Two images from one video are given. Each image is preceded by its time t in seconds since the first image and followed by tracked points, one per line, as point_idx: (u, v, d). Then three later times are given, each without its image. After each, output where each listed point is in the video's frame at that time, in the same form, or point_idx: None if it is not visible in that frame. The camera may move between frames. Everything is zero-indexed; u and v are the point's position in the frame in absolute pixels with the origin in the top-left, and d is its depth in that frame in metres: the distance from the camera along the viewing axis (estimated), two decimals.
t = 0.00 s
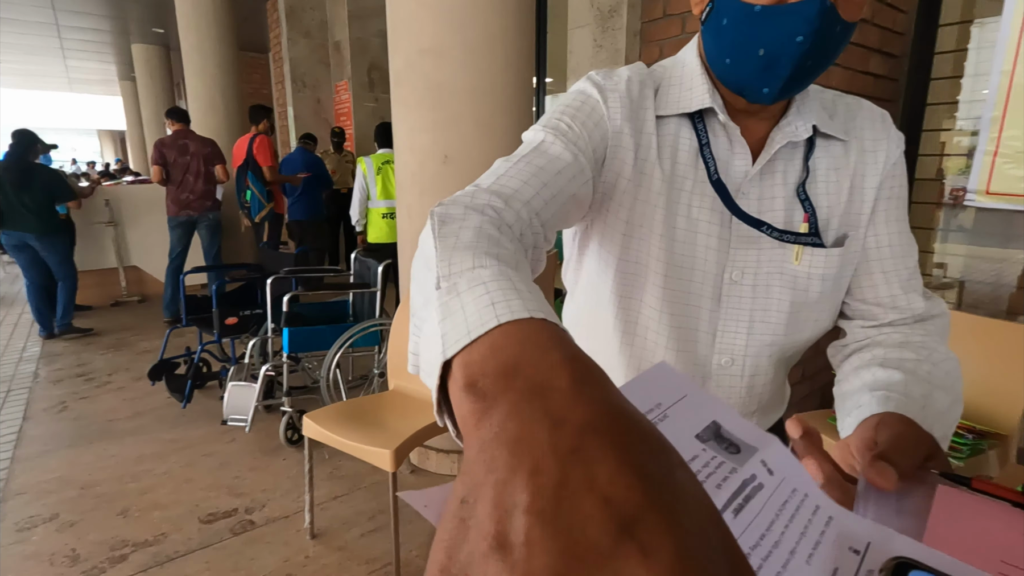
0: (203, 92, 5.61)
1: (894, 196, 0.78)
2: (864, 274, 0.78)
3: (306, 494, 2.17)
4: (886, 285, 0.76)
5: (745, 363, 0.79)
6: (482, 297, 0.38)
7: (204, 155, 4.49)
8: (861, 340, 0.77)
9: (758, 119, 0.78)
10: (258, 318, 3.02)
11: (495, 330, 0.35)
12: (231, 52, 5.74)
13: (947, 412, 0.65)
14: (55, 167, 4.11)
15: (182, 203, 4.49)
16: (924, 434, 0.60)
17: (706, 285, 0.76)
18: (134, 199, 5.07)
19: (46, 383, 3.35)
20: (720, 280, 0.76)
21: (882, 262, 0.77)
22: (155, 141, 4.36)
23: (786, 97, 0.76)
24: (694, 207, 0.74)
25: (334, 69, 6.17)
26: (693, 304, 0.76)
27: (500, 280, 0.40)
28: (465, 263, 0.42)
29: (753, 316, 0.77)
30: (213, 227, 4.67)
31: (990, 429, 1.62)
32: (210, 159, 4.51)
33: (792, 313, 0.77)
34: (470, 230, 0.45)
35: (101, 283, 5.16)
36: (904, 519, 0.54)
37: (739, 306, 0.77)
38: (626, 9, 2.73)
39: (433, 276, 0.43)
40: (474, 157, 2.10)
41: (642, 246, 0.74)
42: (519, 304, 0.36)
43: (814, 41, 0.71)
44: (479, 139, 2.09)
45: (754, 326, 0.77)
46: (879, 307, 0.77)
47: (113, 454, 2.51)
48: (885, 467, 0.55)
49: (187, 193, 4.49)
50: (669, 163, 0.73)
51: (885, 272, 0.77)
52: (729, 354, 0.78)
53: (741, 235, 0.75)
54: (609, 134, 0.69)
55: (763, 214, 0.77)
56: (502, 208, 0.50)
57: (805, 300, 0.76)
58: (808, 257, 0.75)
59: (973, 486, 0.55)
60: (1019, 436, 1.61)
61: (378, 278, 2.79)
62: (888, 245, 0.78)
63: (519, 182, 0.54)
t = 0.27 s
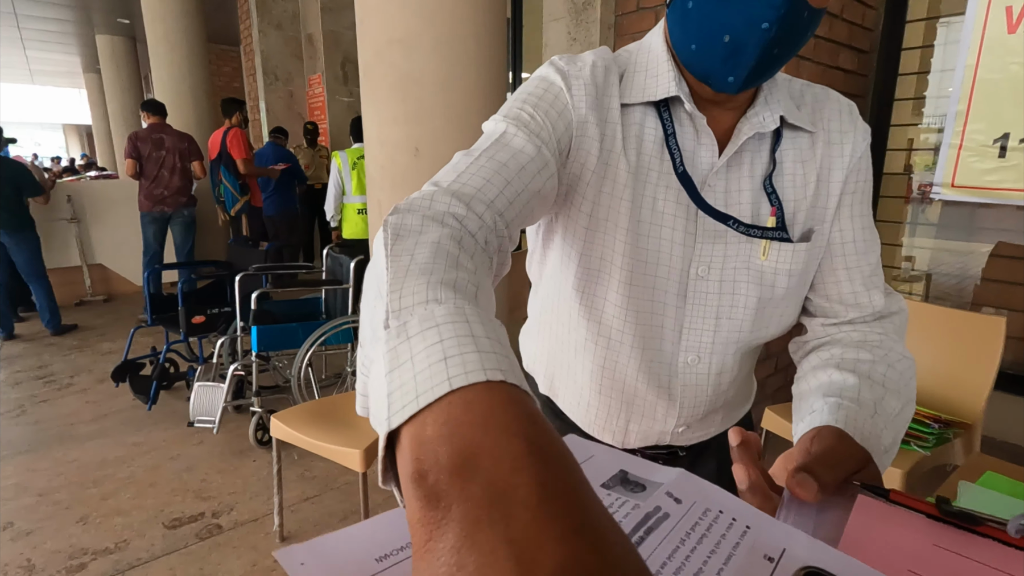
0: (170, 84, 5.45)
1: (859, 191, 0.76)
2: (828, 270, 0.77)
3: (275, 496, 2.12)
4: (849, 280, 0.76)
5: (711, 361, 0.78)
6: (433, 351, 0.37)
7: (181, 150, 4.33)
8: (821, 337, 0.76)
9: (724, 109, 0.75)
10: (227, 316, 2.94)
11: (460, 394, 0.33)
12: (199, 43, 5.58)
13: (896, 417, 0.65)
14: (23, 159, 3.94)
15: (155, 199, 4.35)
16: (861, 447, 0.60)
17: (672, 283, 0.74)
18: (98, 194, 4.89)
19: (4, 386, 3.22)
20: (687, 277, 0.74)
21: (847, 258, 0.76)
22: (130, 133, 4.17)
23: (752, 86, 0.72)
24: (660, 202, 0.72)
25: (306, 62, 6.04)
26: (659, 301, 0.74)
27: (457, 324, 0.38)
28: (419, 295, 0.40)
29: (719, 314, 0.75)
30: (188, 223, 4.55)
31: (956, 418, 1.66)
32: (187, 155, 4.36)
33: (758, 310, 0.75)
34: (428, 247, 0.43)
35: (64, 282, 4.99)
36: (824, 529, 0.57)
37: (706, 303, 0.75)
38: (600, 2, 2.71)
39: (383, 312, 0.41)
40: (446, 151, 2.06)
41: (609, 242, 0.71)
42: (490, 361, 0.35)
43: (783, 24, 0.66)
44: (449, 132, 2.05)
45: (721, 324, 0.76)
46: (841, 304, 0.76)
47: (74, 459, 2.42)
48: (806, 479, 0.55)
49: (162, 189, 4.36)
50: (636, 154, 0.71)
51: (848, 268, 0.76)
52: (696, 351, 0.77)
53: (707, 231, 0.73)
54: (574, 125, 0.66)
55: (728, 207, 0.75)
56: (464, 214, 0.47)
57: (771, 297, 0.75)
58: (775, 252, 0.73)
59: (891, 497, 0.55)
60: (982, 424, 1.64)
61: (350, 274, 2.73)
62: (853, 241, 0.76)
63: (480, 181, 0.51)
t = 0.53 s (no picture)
0: (153, 75, 5.35)
1: (833, 183, 0.75)
2: (802, 265, 0.76)
3: (257, 492, 2.09)
4: (822, 275, 0.75)
5: (688, 361, 0.76)
6: (429, 434, 0.35)
7: (165, 142, 4.26)
8: (793, 332, 0.76)
9: (700, 100, 0.72)
10: (210, 311, 2.90)
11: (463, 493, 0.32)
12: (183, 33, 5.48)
13: (861, 415, 0.65)
14: (18, 150, 3.91)
15: (139, 192, 4.28)
16: (816, 449, 0.60)
17: (651, 281, 0.72)
18: (79, 187, 4.80)
19: None
20: (665, 275, 0.72)
21: (821, 253, 0.75)
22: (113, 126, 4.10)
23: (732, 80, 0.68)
24: (639, 197, 0.69)
25: (293, 53, 5.96)
26: (637, 300, 0.72)
27: (450, 392, 0.37)
28: (406, 354, 0.38)
29: (698, 312, 0.73)
30: (172, 217, 4.44)
31: (939, 411, 1.67)
32: (171, 148, 4.28)
33: (736, 306, 0.73)
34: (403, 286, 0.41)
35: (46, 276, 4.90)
36: (764, 543, 0.55)
37: (684, 301, 0.73)
38: None
39: (365, 371, 0.38)
40: (429, 143, 2.03)
41: (587, 241, 0.68)
42: (494, 448, 0.34)
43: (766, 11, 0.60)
44: (432, 124, 2.02)
45: (700, 323, 0.74)
46: (814, 299, 0.76)
47: (52, 456, 2.38)
48: (748, 486, 0.55)
49: (145, 182, 4.27)
50: (613, 147, 0.67)
51: (821, 262, 0.75)
52: (674, 351, 0.75)
53: (687, 228, 0.70)
54: (549, 118, 0.62)
55: (706, 202, 0.73)
56: (444, 231, 0.46)
57: (749, 293, 0.73)
58: (753, 248, 0.71)
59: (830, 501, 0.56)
60: (964, 416, 1.65)
61: (335, 268, 2.70)
62: (829, 237, 0.75)
63: (455, 188, 0.49)
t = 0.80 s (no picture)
0: (136, 76, 5.28)
1: (813, 188, 0.75)
2: (785, 269, 0.75)
3: (241, 499, 2.06)
4: (804, 279, 0.75)
5: (676, 368, 0.75)
6: (474, 498, 0.33)
7: (145, 143, 4.19)
8: (773, 336, 0.76)
9: (684, 104, 0.71)
10: (194, 314, 2.86)
11: (528, 571, 0.31)
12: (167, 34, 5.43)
13: (835, 420, 0.66)
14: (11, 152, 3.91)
15: (121, 194, 4.22)
16: (788, 457, 0.60)
17: (639, 288, 0.71)
18: (61, 189, 4.72)
19: None
20: (653, 282, 0.71)
21: (805, 258, 0.75)
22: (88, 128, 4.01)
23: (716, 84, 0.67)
24: (628, 204, 0.68)
25: (280, 54, 5.91)
26: (626, 308, 0.71)
27: (489, 448, 0.35)
28: (434, 404, 0.36)
29: (686, 319, 0.72)
30: (155, 219, 4.40)
31: (922, 411, 1.68)
32: (152, 148, 4.23)
33: (724, 313, 0.73)
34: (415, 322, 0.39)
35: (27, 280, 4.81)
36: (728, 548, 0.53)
37: (673, 309, 0.72)
38: None
39: (390, 425, 0.36)
40: (414, 144, 2.02)
41: (575, 249, 0.67)
42: (551, 516, 0.33)
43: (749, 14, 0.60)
44: (418, 125, 2.01)
45: (688, 330, 0.73)
46: (795, 303, 0.76)
47: (30, 464, 2.33)
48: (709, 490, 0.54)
49: (126, 184, 4.21)
50: (601, 153, 0.66)
51: (804, 266, 0.75)
52: (662, 359, 0.74)
53: (676, 235, 0.69)
54: (537, 125, 0.61)
55: (692, 207, 0.71)
56: (450, 254, 0.44)
57: (736, 299, 0.72)
58: (740, 254, 0.70)
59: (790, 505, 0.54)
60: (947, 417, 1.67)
61: (321, 271, 2.67)
62: (812, 244, 0.75)
63: (454, 205, 0.47)
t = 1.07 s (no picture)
0: (136, 76, 5.27)
1: (820, 186, 0.75)
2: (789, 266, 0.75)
3: (240, 500, 2.05)
4: (806, 272, 0.74)
5: (680, 365, 0.74)
6: (495, 437, 0.33)
7: (143, 142, 4.21)
8: (775, 336, 0.75)
9: (686, 96, 0.70)
10: (193, 314, 2.85)
11: (549, 485, 0.30)
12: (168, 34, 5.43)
13: (835, 423, 0.65)
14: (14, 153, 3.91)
15: (120, 194, 4.19)
16: (790, 462, 0.59)
17: (642, 286, 0.70)
18: (60, 189, 4.71)
19: None
20: (657, 279, 0.70)
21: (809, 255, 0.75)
22: (87, 128, 3.95)
23: (717, 75, 0.65)
24: (628, 199, 0.67)
25: (280, 54, 5.91)
26: (629, 306, 0.70)
27: (507, 401, 0.35)
28: (451, 375, 0.36)
29: (691, 316, 0.71)
30: (154, 219, 4.41)
31: (926, 412, 1.67)
32: (150, 147, 4.25)
33: (728, 310, 0.72)
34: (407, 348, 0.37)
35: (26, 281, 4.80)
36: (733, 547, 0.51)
37: (677, 305, 0.71)
38: None
39: (409, 394, 0.35)
40: (414, 144, 2.01)
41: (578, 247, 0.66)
42: (567, 442, 0.33)
43: None
44: (418, 125, 2.00)
45: (694, 327, 0.72)
46: (800, 299, 0.75)
47: (28, 465, 2.32)
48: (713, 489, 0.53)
49: (125, 183, 4.20)
50: (600, 150, 0.65)
51: (810, 265, 0.75)
52: (666, 356, 0.73)
53: (680, 231, 0.68)
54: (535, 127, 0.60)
55: (698, 202, 0.70)
56: (433, 264, 0.43)
57: (741, 296, 0.72)
58: (745, 249, 0.70)
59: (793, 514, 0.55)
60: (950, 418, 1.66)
61: (321, 271, 2.66)
62: (816, 243, 0.74)
63: (439, 218, 0.46)
